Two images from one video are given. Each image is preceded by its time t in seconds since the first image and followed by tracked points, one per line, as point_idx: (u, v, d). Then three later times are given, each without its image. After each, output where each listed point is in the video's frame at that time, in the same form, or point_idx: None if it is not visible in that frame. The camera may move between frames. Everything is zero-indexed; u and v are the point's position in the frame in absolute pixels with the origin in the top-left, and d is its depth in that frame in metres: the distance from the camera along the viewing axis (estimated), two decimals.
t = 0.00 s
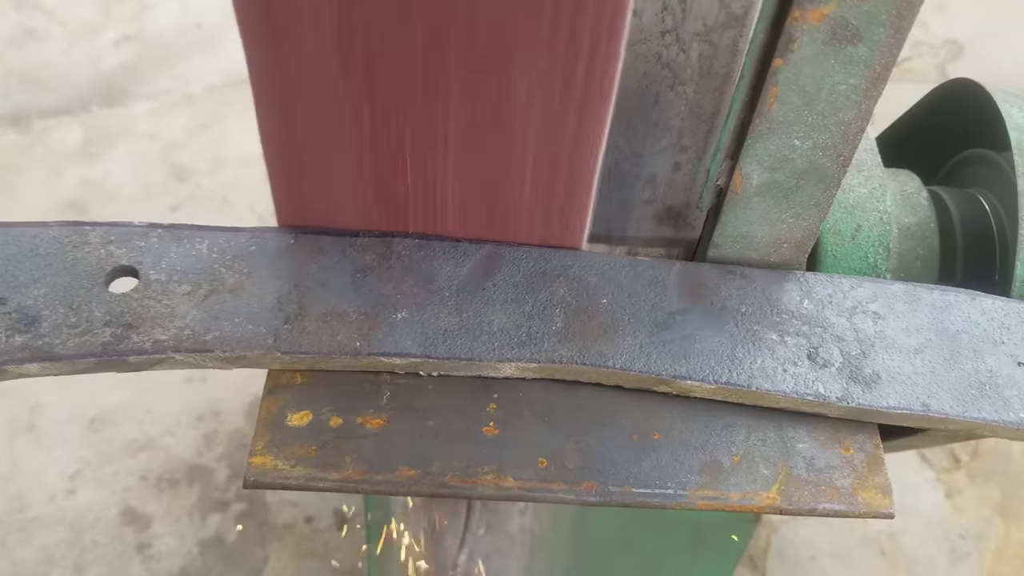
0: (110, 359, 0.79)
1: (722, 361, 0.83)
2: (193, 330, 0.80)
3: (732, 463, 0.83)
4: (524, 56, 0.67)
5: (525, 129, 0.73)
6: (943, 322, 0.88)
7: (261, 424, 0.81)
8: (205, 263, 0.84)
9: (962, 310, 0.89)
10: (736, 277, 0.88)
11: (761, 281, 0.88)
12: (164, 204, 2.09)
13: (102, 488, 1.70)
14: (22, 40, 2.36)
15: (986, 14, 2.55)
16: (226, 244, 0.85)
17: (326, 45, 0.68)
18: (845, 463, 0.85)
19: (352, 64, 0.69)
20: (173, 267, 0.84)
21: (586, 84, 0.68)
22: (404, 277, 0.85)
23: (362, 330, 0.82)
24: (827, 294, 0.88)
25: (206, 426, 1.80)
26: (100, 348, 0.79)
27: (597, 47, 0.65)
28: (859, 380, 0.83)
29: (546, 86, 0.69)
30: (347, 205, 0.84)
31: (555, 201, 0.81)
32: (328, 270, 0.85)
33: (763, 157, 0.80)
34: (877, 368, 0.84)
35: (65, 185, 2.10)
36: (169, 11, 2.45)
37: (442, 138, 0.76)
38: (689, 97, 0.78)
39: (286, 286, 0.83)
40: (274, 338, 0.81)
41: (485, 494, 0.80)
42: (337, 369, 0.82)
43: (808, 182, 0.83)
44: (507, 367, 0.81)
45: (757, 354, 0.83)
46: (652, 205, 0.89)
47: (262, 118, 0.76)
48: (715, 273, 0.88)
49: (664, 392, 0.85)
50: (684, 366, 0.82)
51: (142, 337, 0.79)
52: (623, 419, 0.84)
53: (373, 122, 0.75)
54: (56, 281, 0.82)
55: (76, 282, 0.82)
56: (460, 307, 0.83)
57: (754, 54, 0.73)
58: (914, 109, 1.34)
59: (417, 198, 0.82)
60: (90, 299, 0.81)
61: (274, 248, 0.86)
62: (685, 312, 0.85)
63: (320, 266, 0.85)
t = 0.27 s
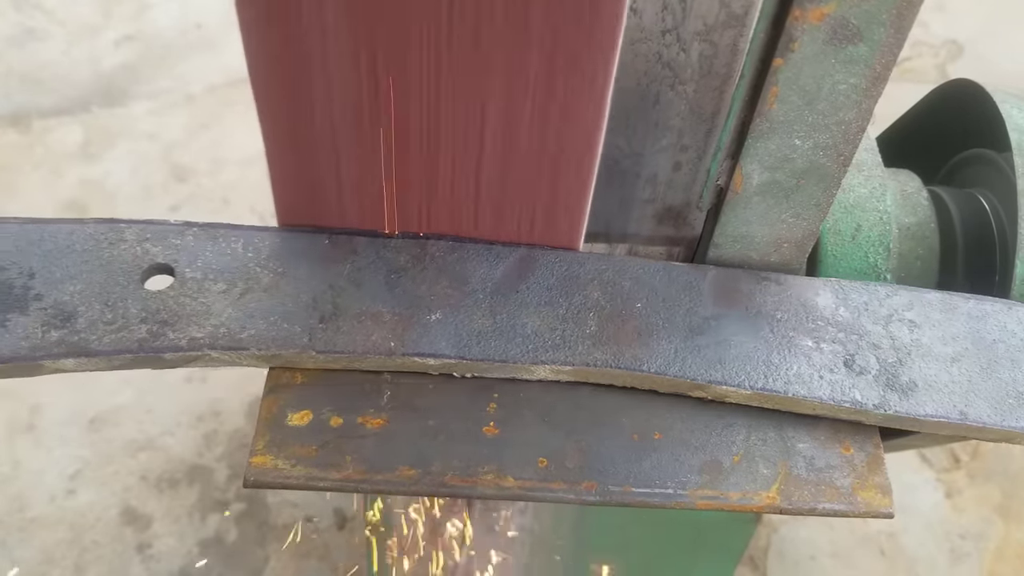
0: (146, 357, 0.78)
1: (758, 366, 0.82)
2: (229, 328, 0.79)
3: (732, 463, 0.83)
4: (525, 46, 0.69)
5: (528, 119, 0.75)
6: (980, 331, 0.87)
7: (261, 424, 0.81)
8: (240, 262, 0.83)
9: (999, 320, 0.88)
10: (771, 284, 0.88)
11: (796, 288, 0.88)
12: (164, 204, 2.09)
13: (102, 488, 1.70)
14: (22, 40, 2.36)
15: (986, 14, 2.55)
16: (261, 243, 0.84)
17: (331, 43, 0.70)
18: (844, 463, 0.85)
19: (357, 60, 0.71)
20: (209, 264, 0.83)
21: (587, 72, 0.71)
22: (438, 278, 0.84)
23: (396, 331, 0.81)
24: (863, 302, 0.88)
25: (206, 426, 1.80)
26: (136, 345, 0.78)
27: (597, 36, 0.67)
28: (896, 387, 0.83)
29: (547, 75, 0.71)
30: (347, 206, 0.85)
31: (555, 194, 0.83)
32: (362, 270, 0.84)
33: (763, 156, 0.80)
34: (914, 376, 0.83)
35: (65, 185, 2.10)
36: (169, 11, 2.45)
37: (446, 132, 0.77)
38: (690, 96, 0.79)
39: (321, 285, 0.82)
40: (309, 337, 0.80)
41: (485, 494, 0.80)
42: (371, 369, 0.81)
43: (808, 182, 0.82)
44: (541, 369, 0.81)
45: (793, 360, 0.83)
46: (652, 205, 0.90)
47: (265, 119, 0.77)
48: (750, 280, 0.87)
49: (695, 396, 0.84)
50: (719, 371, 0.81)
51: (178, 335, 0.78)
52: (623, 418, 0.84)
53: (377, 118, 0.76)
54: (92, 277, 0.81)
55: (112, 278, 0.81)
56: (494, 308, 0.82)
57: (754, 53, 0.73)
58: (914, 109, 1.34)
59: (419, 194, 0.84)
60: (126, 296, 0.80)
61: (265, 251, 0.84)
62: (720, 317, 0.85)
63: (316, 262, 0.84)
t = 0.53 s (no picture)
0: (197, 355, 0.80)
1: (809, 378, 0.83)
2: (279, 329, 0.81)
3: (732, 462, 0.83)
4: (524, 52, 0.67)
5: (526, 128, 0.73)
6: None
7: (261, 423, 0.81)
8: (291, 263, 0.85)
9: None
10: (822, 294, 0.89)
11: (846, 298, 0.89)
12: (163, 204, 2.09)
13: (102, 488, 1.70)
14: (22, 40, 2.36)
15: (986, 15, 2.55)
16: (310, 244, 0.86)
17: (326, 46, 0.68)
18: (844, 463, 0.85)
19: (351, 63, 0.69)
20: (258, 265, 0.85)
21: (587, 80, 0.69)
22: (486, 282, 0.85)
23: (445, 334, 0.82)
24: (914, 313, 0.88)
25: (206, 426, 1.80)
26: (187, 344, 0.80)
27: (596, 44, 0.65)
28: (948, 401, 0.83)
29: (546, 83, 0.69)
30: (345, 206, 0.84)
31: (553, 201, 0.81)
32: (409, 273, 0.85)
33: (763, 156, 0.80)
34: (966, 390, 0.84)
35: (65, 185, 2.10)
36: (169, 11, 2.45)
37: (443, 137, 0.76)
38: (690, 96, 0.79)
39: (368, 288, 0.84)
40: (359, 339, 0.81)
41: (485, 494, 0.80)
42: (418, 372, 0.83)
43: (808, 182, 0.82)
44: (590, 376, 0.82)
45: (844, 372, 0.84)
46: (652, 205, 0.90)
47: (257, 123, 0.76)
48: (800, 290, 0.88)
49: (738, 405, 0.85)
50: (770, 382, 0.82)
51: (228, 333, 0.80)
52: (624, 418, 0.84)
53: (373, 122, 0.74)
54: (144, 275, 0.83)
55: (162, 277, 0.83)
56: (544, 315, 0.83)
57: (754, 53, 0.73)
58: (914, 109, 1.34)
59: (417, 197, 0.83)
60: (177, 294, 0.82)
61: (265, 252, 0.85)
62: (771, 327, 0.86)
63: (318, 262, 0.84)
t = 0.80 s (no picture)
0: (239, 355, 0.78)
1: (851, 391, 0.82)
2: (319, 330, 0.80)
3: (732, 461, 0.83)
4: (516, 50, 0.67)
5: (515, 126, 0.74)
6: None
7: (261, 422, 0.81)
8: (331, 264, 0.84)
9: None
10: (864, 307, 0.89)
11: (888, 312, 0.89)
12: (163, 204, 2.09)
13: (102, 488, 1.70)
14: (22, 40, 2.36)
15: (985, 15, 2.56)
16: (348, 249, 0.85)
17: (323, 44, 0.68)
18: (844, 462, 0.85)
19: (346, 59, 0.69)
20: (299, 266, 0.84)
21: (578, 77, 0.69)
22: (526, 288, 0.84)
23: (484, 339, 0.81)
24: (956, 329, 0.88)
25: (206, 426, 1.80)
26: (229, 343, 0.78)
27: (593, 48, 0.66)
28: (990, 418, 0.82)
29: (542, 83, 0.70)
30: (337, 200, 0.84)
31: (547, 198, 0.81)
32: (450, 277, 0.84)
33: (763, 155, 0.80)
34: (1008, 408, 0.83)
35: (65, 185, 2.10)
36: (169, 11, 2.45)
37: (437, 137, 0.76)
38: (689, 95, 0.79)
39: (407, 290, 0.83)
40: (398, 342, 0.80)
41: (485, 493, 0.80)
42: (457, 376, 0.81)
43: (808, 181, 0.83)
44: (629, 385, 0.81)
45: (885, 386, 0.83)
46: (652, 204, 0.90)
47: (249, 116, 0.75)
48: (842, 302, 0.88)
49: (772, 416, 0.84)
50: (811, 395, 0.82)
51: (270, 334, 0.79)
52: (623, 417, 0.84)
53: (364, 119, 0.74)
54: (186, 274, 0.82)
55: (204, 276, 0.82)
56: (583, 323, 0.83)
57: (754, 52, 0.73)
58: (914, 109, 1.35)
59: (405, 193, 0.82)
60: (220, 294, 0.81)
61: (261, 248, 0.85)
62: (812, 339, 0.85)
63: (318, 261, 0.84)
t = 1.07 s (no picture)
0: (273, 357, 0.80)
1: (886, 401, 0.83)
2: (353, 332, 0.81)
3: (732, 460, 0.83)
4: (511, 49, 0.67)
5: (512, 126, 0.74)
6: None
7: (261, 420, 0.81)
8: (362, 265, 0.85)
9: None
10: (899, 315, 0.89)
11: (923, 320, 0.89)
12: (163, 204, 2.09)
13: (102, 488, 1.70)
14: (22, 40, 2.36)
15: (985, 15, 2.56)
16: (378, 250, 0.85)
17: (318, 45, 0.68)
18: (844, 461, 0.85)
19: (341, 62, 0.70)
20: (333, 267, 0.84)
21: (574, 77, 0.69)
22: (559, 292, 0.85)
23: (517, 343, 0.82)
24: (991, 339, 0.88)
25: (206, 426, 1.80)
26: (264, 344, 0.80)
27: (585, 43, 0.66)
28: None
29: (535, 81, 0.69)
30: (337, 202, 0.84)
31: (544, 200, 0.81)
32: (486, 281, 0.85)
33: (763, 154, 0.80)
34: None
35: (65, 185, 2.10)
36: (169, 11, 2.45)
37: (434, 136, 0.76)
38: (689, 94, 0.79)
39: (440, 293, 0.84)
40: (431, 345, 0.81)
41: (485, 491, 0.80)
42: (491, 379, 0.82)
43: (808, 180, 0.83)
44: (663, 392, 0.82)
45: (920, 396, 0.83)
46: (652, 203, 0.90)
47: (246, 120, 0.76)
48: (878, 309, 0.88)
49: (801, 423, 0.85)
50: (846, 404, 0.82)
51: (304, 336, 0.81)
52: (623, 416, 0.84)
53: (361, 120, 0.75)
54: (220, 274, 0.83)
55: (238, 276, 0.83)
56: (617, 329, 0.84)
57: (754, 51, 0.74)
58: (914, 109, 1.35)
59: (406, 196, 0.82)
60: (253, 295, 0.82)
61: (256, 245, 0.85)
62: (848, 347, 0.86)
63: (319, 261, 0.84)
